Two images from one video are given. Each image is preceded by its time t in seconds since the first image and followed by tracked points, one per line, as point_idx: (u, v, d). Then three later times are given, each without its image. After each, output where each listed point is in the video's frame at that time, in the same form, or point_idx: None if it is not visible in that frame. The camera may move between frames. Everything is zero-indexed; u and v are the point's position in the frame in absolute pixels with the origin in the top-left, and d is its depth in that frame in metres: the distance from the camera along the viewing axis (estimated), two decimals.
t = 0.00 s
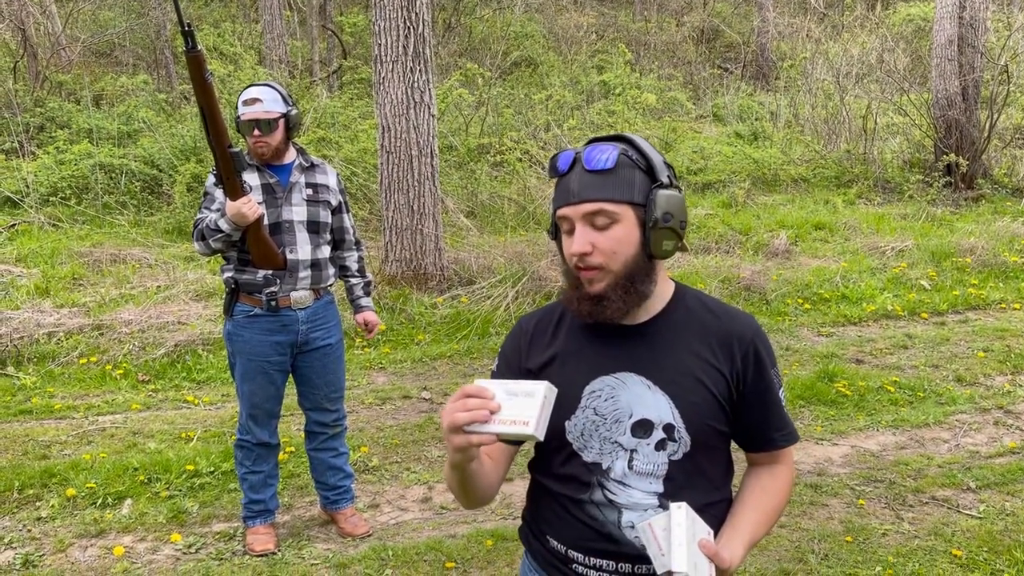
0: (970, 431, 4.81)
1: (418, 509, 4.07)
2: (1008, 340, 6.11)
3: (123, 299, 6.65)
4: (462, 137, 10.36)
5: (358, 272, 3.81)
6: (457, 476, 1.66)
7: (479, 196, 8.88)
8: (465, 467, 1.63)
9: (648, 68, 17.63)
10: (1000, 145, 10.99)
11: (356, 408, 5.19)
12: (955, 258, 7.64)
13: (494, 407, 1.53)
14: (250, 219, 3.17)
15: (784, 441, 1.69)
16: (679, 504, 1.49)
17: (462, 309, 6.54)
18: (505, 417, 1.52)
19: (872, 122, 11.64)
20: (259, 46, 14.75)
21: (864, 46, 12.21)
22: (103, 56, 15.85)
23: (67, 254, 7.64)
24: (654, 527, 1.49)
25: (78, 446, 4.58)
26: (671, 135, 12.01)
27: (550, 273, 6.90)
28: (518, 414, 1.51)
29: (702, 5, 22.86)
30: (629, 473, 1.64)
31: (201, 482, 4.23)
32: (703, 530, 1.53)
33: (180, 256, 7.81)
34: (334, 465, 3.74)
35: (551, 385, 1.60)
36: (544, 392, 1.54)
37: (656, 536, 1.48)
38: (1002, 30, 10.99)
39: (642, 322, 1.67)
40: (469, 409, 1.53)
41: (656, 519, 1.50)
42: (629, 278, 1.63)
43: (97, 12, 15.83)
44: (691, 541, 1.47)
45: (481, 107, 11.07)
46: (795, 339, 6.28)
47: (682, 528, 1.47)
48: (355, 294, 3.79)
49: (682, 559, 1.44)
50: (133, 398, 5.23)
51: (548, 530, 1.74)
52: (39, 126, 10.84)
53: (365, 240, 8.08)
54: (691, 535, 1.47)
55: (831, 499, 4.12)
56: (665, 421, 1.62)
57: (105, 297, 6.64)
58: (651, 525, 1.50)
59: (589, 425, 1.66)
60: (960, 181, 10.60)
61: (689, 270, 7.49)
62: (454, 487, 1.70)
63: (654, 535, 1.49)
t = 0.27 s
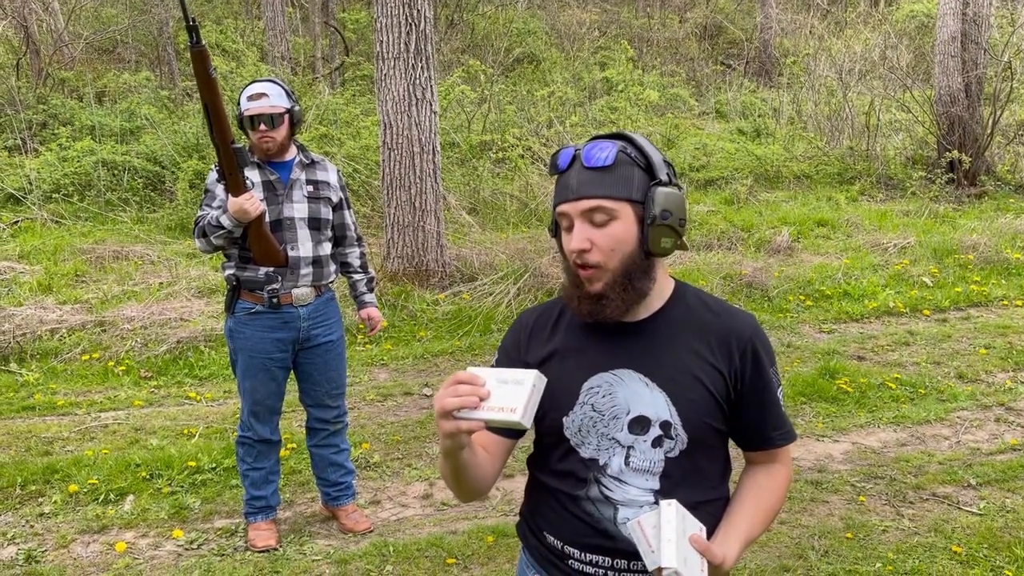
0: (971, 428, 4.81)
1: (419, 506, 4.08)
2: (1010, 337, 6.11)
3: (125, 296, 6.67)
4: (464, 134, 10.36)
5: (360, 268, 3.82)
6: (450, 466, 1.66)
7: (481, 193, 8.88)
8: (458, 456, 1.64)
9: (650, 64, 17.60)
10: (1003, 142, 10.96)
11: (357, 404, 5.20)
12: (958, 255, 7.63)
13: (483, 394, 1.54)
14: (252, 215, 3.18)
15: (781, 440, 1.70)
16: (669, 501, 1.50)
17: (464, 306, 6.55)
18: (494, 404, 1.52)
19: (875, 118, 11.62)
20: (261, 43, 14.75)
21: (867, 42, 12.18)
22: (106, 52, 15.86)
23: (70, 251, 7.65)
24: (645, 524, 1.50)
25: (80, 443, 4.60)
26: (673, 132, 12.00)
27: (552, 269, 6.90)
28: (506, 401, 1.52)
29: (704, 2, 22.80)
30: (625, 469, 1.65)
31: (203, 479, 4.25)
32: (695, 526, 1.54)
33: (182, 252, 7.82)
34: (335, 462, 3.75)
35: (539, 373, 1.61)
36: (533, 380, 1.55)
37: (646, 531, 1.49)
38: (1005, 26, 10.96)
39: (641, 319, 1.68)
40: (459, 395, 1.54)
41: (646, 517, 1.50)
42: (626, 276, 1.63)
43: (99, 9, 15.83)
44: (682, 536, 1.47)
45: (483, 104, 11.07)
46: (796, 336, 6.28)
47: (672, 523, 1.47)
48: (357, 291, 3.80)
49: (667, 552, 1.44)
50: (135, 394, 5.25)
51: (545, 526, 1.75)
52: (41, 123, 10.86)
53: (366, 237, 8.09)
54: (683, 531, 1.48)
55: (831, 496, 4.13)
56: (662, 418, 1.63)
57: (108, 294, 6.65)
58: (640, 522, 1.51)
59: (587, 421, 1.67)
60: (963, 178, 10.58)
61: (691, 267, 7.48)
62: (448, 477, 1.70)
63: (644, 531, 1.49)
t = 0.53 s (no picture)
0: (974, 424, 4.81)
1: (422, 502, 4.09)
2: (1013, 334, 6.10)
3: (129, 293, 6.68)
4: (467, 131, 10.35)
5: (362, 265, 3.82)
6: (448, 456, 1.66)
7: (483, 189, 8.87)
8: (457, 448, 1.63)
9: (653, 61, 17.56)
10: (1007, 139, 10.93)
11: (361, 400, 5.21)
12: (961, 252, 7.61)
13: (482, 385, 1.55)
14: (256, 211, 3.18)
15: (784, 439, 1.69)
16: (666, 496, 1.51)
17: (467, 303, 6.55)
18: (492, 396, 1.54)
19: (879, 115, 11.58)
20: (264, 40, 14.75)
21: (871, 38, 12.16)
22: (109, 49, 15.87)
23: (74, 247, 7.67)
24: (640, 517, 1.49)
25: (84, 439, 4.62)
26: (676, 128, 11.98)
27: (555, 266, 6.89)
28: (503, 394, 1.54)
29: None
30: (627, 465, 1.65)
31: (206, 475, 4.26)
32: (692, 521, 1.54)
33: (185, 249, 7.83)
34: (338, 458, 3.76)
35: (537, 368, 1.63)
36: (531, 374, 1.57)
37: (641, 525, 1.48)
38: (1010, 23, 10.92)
39: (645, 315, 1.68)
40: (457, 385, 1.54)
41: (642, 510, 1.50)
42: (638, 271, 1.64)
43: (102, 6, 15.84)
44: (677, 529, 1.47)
45: (486, 100, 11.06)
46: (800, 333, 6.27)
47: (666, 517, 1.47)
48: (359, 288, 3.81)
49: (664, 546, 1.43)
50: (139, 391, 5.26)
51: (547, 520, 1.75)
52: (44, 119, 10.86)
53: (369, 234, 8.09)
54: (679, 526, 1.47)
55: (834, 492, 4.13)
56: (665, 414, 1.63)
57: (112, 290, 6.66)
58: (637, 515, 1.50)
59: (590, 416, 1.67)
60: (967, 175, 10.55)
61: (694, 263, 7.47)
62: (446, 466, 1.69)
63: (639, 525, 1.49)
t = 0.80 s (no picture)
0: (977, 422, 4.80)
1: (425, 499, 4.09)
2: (1017, 332, 6.08)
3: (132, 290, 6.68)
4: (470, 128, 10.34)
5: (364, 264, 3.83)
6: (453, 451, 1.66)
7: (486, 187, 8.87)
8: (462, 444, 1.64)
9: (656, 58, 17.53)
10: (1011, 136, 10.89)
11: (363, 398, 5.21)
12: (965, 250, 7.59)
13: (491, 381, 1.53)
14: (259, 208, 3.18)
15: (788, 435, 1.70)
16: (678, 497, 1.51)
17: (469, 300, 6.55)
18: (502, 392, 1.52)
19: (882, 112, 11.55)
20: (267, 37, 14.75)
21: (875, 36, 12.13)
22: (112, 47, 15.88)
23: (77, 245, 7.68)
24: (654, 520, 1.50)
25: (87, 436, 4.62)
26: (679, 126, 11.95)
27: (558, 263, 6.89)
28: (514, 390, 1.52)
29: None
30: (634, 463, 1.64)
31: (209, 472, 4.26)
32: (703, 520, 1.54)
33: (188, 247, 7.84)
34: (341, 456, 3.76)
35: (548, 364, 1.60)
36: (542, 370, 1.54)
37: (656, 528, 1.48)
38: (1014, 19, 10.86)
39: (652, 313, 1.68)
40: (466, 380, 1.53)
41: (655, 513, 1.51)
42: (654, 266, 1.64)
43: (105, 3, 15.85)
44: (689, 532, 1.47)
45: (489, 98, 11.05)
46: (802, 331, 6.26)
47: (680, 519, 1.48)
48: (362, 286, 3.81)
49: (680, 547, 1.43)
50: (142, 388, 5.27)
51: (551, 519, 1.74)
52: (48, 117, 10.88)
53: (372, 232, 8.09)
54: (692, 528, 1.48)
55: (837, 490, 4.12)
56: (671, 412, 1.63)
57: (115, 288, 6.67)
58: (650, 518, 1.51)
59: (596, 415, 1.66)
60: (970, 172, 10.52)
61: (697, 261, 7.46)
62: (449, 464, 1.70)
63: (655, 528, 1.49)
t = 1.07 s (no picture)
0: (980, 421, 4.79)
1: (427, 497, 4.09)
2: (1020, 330, 6.06)
3: (134, 288, 6.69)
4: (472, 126, 10.34)
5: (366, 262, 3.83)
6: (465, 456, 1.65)
7: (488, 185, 8.86)
8: (475, 449, 1.63)
9: (659, 56, 17.51)
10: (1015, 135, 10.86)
11: (365, 396, 5.21)
12: (968, 248, 7.58)
13: (514, 385, 1.53)
14: (260, 207, 3.18)
15: (791, 429, 1.72)
16: (696, 491, 1.51)
17: (472, 298, 6.55)
18: (526, 397, 1.51)
19: (885, 110, 11.53)
20: (269, 35, 14.75)
21: (878, 34, 12.11)
22: (114, 44, 15.89)
23: (79, 242, 7.69)
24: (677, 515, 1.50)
25: (90, 433, 4.63)
26: (682, 124, 11.93)
27: (560, 261, 6.88)
28: (539, 394, 1.51)
29: None
30: (644, 462, 1.63)
31: (211, 470, 4.27)
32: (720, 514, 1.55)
33: (191, 244, 7.85)
34: (343, 454, 3.77)
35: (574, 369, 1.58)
36: (568, 374, 1.53)
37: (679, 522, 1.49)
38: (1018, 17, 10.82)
39: (658, 312, 1.68)
40: (488, 385, 1.53)
41: (677, 508, 1.51)
42: (663, 267, 1.64)
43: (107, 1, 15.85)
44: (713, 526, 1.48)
45: (491, 95, 11.04)
46: (805, 329, 6.25)
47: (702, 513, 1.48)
48: (363, 284, 3.82)
49: (706, 543, 1.44)
50: (144, 385, 5.28)
51: (558, 520, 1.73)
52: (50, 115, 10.89)
53: (374, 230, 8.09)
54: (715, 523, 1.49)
55: (839, 489, 4.12)
56: (681, 410, 1.63)
57: (117, 285, 6.68)
58: (673, 513, 1.51)
59: (605, 414, 1.65)
60: (973, 170, 10.49)
61: (699, 259, 7.45)
62: (458, 469, 1.70)
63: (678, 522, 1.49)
